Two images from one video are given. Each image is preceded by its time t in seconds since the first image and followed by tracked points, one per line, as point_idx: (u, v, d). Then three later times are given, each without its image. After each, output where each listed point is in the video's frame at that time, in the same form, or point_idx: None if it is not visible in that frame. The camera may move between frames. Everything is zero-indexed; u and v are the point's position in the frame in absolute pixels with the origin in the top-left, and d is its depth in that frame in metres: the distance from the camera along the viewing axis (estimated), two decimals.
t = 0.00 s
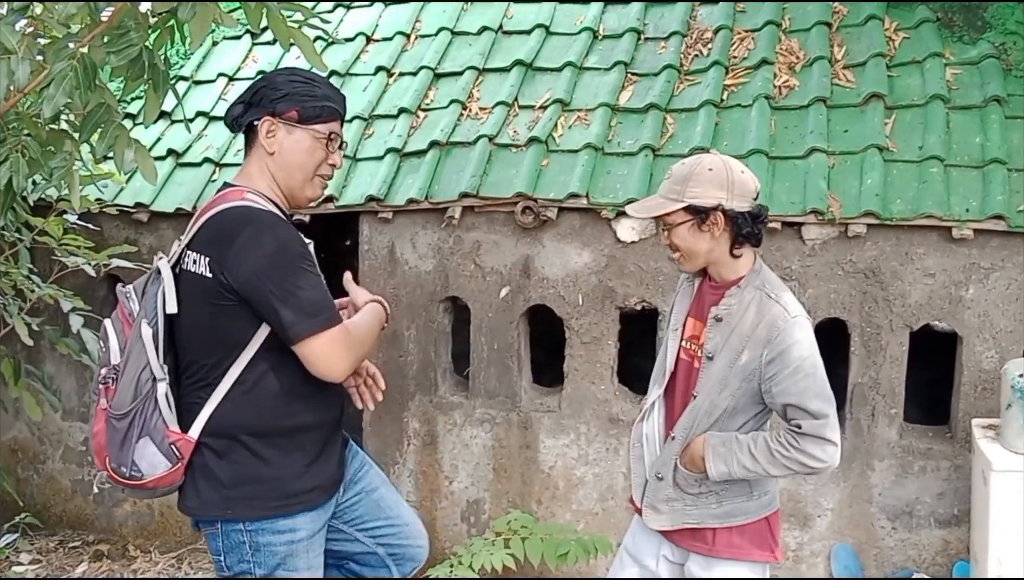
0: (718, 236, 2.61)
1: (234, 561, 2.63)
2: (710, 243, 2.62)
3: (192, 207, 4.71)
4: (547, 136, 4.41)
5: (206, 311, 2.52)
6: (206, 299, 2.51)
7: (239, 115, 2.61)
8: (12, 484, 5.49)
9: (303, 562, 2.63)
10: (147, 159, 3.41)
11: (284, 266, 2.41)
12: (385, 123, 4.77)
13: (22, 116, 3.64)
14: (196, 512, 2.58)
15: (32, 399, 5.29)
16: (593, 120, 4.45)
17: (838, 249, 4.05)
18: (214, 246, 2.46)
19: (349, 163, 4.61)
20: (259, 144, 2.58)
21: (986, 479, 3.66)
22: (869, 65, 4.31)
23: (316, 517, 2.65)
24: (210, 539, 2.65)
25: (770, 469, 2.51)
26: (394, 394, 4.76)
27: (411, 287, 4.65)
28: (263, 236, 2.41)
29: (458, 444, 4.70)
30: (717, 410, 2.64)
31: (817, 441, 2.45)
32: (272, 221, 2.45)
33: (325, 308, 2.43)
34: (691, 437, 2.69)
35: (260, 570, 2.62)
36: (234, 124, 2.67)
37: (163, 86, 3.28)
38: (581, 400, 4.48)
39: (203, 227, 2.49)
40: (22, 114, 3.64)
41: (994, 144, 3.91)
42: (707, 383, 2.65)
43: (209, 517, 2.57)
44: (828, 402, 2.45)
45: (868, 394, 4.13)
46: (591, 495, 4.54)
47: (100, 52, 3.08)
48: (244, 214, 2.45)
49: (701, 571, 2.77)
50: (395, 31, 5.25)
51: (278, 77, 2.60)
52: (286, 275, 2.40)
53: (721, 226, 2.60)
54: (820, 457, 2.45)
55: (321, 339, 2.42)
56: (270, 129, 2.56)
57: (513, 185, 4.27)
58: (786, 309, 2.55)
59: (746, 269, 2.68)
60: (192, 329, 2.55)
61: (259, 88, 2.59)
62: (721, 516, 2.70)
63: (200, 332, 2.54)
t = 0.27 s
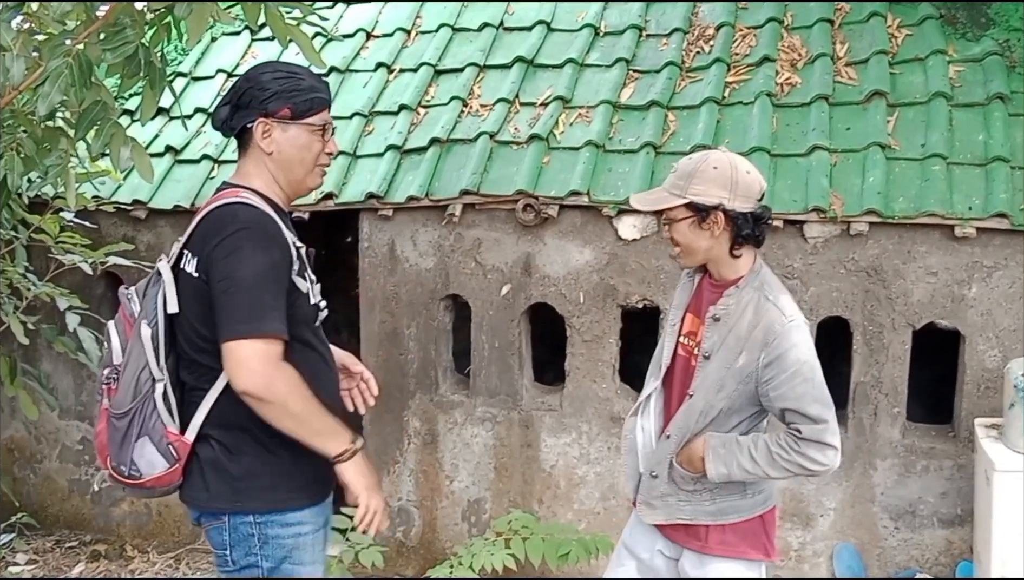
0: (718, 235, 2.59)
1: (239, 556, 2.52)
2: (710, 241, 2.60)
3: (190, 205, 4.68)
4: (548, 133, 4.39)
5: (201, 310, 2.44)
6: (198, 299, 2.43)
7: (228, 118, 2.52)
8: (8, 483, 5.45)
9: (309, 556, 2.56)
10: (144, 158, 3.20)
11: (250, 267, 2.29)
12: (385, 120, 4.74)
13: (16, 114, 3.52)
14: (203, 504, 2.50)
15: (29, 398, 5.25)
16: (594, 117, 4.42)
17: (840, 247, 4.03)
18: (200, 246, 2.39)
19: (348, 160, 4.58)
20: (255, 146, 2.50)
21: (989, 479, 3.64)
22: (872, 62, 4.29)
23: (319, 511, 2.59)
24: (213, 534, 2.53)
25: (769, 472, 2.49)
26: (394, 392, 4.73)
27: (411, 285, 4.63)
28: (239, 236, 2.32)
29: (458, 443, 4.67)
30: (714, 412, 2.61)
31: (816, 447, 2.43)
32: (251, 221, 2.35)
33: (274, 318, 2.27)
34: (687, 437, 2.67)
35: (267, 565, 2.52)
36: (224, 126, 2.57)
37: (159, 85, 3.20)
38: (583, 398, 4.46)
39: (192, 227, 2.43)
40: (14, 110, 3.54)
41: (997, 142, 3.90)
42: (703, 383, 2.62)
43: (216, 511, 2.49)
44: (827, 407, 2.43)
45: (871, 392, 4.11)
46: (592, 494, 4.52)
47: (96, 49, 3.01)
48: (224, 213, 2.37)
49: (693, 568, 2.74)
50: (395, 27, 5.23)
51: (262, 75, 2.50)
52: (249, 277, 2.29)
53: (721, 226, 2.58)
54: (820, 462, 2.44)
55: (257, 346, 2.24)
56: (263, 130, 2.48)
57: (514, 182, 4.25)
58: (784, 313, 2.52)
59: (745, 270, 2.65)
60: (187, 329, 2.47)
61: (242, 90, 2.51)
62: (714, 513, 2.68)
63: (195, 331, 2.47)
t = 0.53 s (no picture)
0: (696, 223, 2.59)
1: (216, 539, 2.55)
2: (688, 229, 2.60)
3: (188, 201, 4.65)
4: (549, 131, 4.36)
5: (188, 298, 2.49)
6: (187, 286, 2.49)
7: (218, 112, 2.54)
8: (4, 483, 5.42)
9: (282, 539, 2.62)
10: (139, 156, 3.17)
11: (230, 255, 2.34)
12: (385, 116, 4.71)
13: (9, 110, 3.49)
14: (181, 484, 2.58)
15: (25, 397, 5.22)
16: (595, 114, 4.39)
17: (842, 245, 3.98)
18: (189, 232, 2.43)
19: (348, 157, 4.55)
20: (244, 139, 2.52)
21: (992, 479, 3.61)
22: (874, 59, 4.26)
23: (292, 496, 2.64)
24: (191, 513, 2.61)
25: (747, 456, 2.46)
26: (394, 391, 4.71)
27: (411, 283, 4.60)
28: (229, 226, 2.37)
29: (459, 443, 4.65)
30: (690, 403, 2.59)
31: (792, 432, 2.40)
32: (243, 214, 2.39)
33: (235, 310, 2.32)
34: (665, 428, 2.64)
35: (243, 546, 2.56)
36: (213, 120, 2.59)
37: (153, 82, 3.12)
38: (584, 397, 4.43)
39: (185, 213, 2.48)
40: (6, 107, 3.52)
41: (1000, 140, 3.86)
42: (681, 375, 2.59)
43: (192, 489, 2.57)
44: (802, 394, 2.40)
45: (873, 391, 4.07)
46: (594, 494, 4.49)
47: (91, 45, 2.92)
48: (220, 202, 2.41)
49: (681, 568, 2.76)
50: (394, 23, 5.20)
51: (252, 71, 2.52)
52: (223, 265, 2.33)
53: (699, 213, 2.57)
54: (797, 449, 2.41)
55: (218, 334, 2.31)
56: (252, 122, 2.50)
57: (515, 179, 4.22)
58: (760, 302, 2.49)
59: (723, 262, 2.64)
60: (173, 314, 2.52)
61: (233, 83, 2.52)
62: (697, 511, 2.68)
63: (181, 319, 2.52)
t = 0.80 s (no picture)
0: (665, 203, 2.68)
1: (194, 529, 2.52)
2: (655, 208, 2.71)
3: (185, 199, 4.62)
4: (550, 128, 4.33)
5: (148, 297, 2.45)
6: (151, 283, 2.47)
7: (221, 113, 2.46)
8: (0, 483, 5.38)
9: (263, 517, 2.60)
10: (135, 152, 3.18)
11: (182, 260, 2.30)
12: (385, 113, 4.68)
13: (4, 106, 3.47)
14: (151, 482, 2.54)
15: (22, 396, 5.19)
16: (596, 112, 4.36)
17: (845, 244, 3.95)
18: (149, 231, 2.40)
19: (347, 154, 4.51)
20: (249, 145, 2.51)
21: (995, 479, 3.59)
22: (877, 56, 4.23)
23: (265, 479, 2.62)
24: (165, 512, 2.55)
25: (689, 418, 2.43)
26: (394, 390, 4.68)
27: (410, 281, 4.57)
28: (184, 230, 2.33)
29: (459, 442, 4.63)
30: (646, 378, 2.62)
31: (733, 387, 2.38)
32: (199, 216, 2.35)
33: (191, 318, 2.30)
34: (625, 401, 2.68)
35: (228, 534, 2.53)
36: (201, 116, 2.49)
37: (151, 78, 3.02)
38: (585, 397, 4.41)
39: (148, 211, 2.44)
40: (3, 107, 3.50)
41: (1003, 138, 3.83)
42: (640, 352, 2.65)
43: (164, 487, 2.52)
44: (740, 352, 2.40)
45: (876, 391, 4.05)
46: (595, 494, 4.47)
47: (86, 40, 2.86)
48: (179, 201, 2.38)
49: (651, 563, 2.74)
50: (394, 19, 5.17)
51: (261, 78, 2.50)
52: (178, 270, 2.30)
53: (668, 192, 2.66)
54: (738, 408, 2.38)
55: (170, 341, 2.29)
56: (260, 126, 2.50)
57: (515, 177, 4.19)
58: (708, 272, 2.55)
59: (685, 247, 2.70)
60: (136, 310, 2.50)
61: (239, 83, 2.49)
62: (658, 495, 2.70)
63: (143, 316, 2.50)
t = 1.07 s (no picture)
0: (637, 199, 2.84)
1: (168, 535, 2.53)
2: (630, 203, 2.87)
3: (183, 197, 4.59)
4: (551, 125, 4.31)
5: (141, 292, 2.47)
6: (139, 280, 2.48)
7: (213, 108, 2.51)
8: None
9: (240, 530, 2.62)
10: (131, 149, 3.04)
11: (177, 249, 2.34)
12: (385, 109, 4.66)
13: None
14: (134, 486, 2.53)
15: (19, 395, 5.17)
16: (598, 109, 4.34)
17: (848, 242, 3.92)
18: (141, 224, 2.44)
19: (347, 151, 4.49)
20: (238, 140, 2.59)
21: (998, 479, 3.56)
22: (880, 53, 4.21)
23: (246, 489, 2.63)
24: (144, 518, 2.56)
25: (612, 380, 2.59)
26: (394, 389, 4.67)
27: (410, 280, 4.55)
28: (179, 222, 2.37)
29: (459, 441, 4.62)
30: (585, 350, 2.77)
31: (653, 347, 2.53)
32: (193, 207, 2.41)
33: (190, 308, 2.32)
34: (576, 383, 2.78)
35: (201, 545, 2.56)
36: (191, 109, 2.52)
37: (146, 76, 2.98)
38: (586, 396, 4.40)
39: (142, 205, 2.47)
40: None
41: (1007, 136, 3.81)
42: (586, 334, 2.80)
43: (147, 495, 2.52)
44: (663, 319, 2.53)
45: (878, 390, 4.02)
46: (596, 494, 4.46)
47: (82, 36, 2.84)
48: (172, 191, 2.43)
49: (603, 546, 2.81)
50: (395, 15, 5.16)
51: (247, 74, 2.58)
52: (172, 260, 2.33)
53: (641, 189, 2.83)
54: (655, 369, 2.52)
55: (169, 330, 2.32)
56: (249, 124, 2.59)
57: (516, 174, 4.17)
58: (647, 250, 2.70)
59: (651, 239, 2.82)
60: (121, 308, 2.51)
61: (232, 80, 2.54)
62: (603, 476, 2.77)
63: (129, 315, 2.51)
